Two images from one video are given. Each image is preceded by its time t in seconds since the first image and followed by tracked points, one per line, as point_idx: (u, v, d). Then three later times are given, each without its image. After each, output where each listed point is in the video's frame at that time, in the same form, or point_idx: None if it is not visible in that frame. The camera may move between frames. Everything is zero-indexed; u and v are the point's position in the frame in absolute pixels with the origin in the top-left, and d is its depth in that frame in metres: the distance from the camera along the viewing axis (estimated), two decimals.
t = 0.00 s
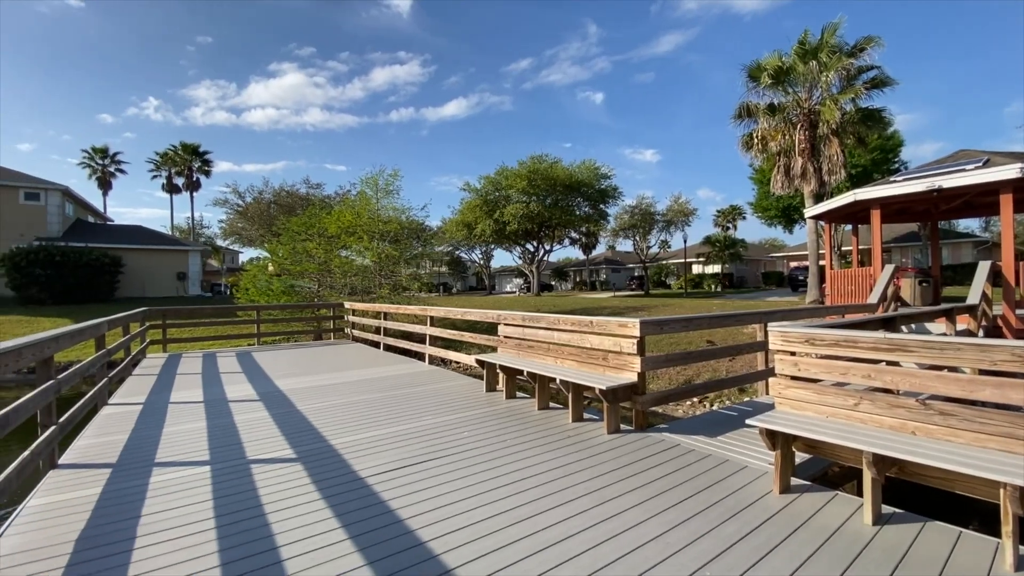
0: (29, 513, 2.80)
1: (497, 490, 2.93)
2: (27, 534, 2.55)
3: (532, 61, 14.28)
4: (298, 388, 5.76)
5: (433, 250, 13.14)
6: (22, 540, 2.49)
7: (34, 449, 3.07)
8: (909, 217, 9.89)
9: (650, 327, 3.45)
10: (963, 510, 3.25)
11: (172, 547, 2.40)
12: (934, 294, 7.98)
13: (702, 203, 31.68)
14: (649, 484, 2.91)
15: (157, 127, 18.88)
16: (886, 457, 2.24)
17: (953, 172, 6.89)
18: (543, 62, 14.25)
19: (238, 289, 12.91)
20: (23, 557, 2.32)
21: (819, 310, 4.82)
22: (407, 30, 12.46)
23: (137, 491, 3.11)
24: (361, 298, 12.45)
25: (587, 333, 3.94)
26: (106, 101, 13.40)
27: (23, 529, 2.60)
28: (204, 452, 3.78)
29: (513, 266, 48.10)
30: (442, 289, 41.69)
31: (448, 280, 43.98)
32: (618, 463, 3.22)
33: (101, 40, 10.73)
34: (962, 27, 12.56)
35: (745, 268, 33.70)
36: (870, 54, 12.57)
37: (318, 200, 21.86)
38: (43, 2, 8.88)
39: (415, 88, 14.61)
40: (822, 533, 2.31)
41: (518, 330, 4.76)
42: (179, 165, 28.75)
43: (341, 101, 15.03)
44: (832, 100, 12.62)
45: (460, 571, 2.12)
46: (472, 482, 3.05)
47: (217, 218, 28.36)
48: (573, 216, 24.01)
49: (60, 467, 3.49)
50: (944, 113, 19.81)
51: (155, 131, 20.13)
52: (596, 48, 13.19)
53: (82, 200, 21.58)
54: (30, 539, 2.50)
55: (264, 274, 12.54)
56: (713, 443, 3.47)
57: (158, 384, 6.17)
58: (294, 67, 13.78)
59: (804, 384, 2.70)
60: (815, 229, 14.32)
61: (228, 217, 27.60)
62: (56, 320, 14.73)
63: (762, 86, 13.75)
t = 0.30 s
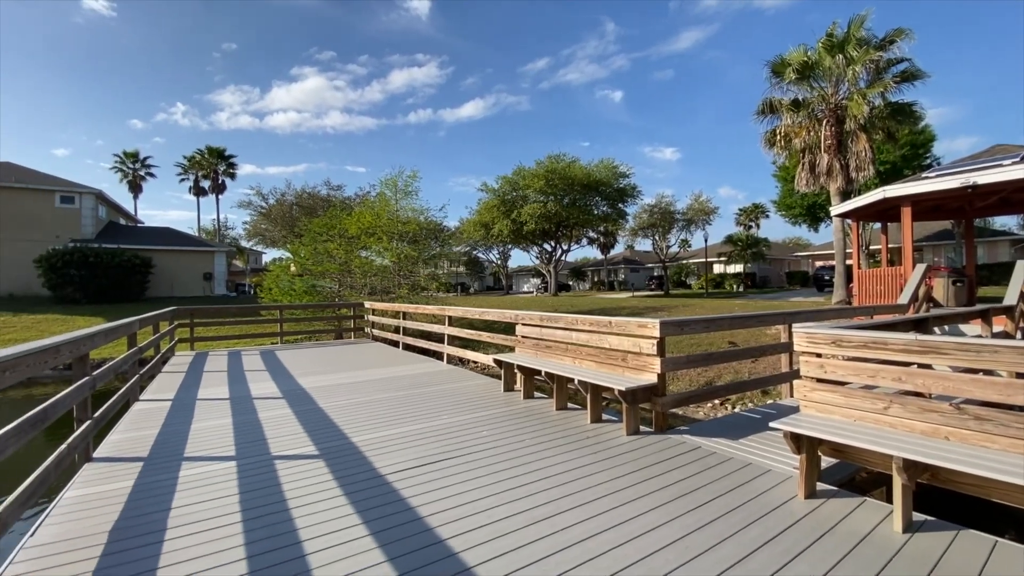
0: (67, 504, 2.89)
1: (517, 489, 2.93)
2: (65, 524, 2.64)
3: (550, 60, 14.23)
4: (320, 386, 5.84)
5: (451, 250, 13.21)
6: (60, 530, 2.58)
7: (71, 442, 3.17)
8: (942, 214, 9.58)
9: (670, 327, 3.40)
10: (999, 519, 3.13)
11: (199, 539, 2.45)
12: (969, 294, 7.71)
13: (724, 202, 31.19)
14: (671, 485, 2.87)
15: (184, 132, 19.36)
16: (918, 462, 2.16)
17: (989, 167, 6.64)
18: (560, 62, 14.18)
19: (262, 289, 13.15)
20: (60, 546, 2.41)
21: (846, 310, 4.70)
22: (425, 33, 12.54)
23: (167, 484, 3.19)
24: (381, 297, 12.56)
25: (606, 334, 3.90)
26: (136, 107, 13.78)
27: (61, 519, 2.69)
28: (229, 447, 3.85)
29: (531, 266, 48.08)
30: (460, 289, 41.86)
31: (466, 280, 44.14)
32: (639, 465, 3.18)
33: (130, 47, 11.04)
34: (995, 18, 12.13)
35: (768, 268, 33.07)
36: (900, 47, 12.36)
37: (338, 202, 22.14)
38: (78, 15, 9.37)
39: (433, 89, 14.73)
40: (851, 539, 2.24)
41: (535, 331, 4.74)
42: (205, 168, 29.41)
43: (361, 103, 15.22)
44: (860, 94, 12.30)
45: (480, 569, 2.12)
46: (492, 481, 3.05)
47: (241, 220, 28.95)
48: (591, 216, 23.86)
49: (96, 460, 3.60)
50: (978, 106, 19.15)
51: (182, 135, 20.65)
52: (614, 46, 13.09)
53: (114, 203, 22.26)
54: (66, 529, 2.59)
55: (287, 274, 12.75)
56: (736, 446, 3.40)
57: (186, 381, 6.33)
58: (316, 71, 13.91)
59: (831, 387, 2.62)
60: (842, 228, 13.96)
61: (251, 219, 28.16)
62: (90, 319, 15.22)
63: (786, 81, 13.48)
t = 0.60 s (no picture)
0: (99, 496, 2.98)
1: (535, 488, 2.92)
2: (97, 515, 2.72)
3: (565, 60, 14.18)
4: (339, 385, 5.90)
5: (467, 250, 13.25)
6: (92, 521, 2.65)
7: (103, 436, 3.25)
8: (974, 212, 9.27)
9: (690, 327, 3.35)
10: None
11: (224, 532, 2.50)
12: (1003, 295, 7.45)
13: (745, 200, 30.70)
14: (692, 487, 2.83)
15: (208, 135, 19.78)
16: (950, 468, 2.09)
17: None
18: (576, 61, 14.12)
19: (283, 289, 13.37)
20: (92, 537, 2.47)
21: (873, 311, 4.57)
22: (442, 34, 12.62)
23: (193, 478, 3.26)
24: (398, 297, 12.64)
25: (624, 334, 3.86)
26: (163, 112, 14.14)
27: (94, 511, 2.77)
28: (251, 443, 3.91)
29: (547, 266, 47.98)
30: (476, 288, 41.97)
31: (482, 280, 44.27)
32: (659, 466, 3.14)
33: (157, 52, 11.34)
34: None
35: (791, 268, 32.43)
36: (930, 39, 12.02)
37: (358, 203, 22.39)
38: (108, 22, 9.76)
39: (449, 90, 14.85)
40: (879, 545, 2.18)
41: (552, 331, 4.72)
42: (228, 171, 30.00)
43: (379, 105, 15.41)
44: (888, 89, 11.98)
45: (498, 568, 2.11)
46: (510, 480, 3.04)
47: (263, 221, 29.46)
48: (609, 216, 23.71)
49: (126, 454, 3.70)
50: (1013, 99, 18.52)
51: (206, 139, 21.09)
52: (631, 44, 13.00)
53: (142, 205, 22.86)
54: (98, 520, 2.66)
55: (307, 274, 12.94)
56: (758, 449, 3.34)
57: (211, 379, 6.45)
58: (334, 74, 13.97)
59: (857, 390, 2.55)
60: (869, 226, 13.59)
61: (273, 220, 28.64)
62: (119, 318, 15.65)
63: (810, 77, 13.20)
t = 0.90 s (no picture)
0: (130, 489, 3.06)
1: (554, 488, 2.90)
2: (128, 508, 2.79)
3: (582, 59, 14.10)
4: (359, 383, 5.96)
5: (484, 250, 13.28)
6: (123, 514, 2.72)
7: (133, 431, 3.34)
8: (1008, 209, 8.96)
9: (710, 328, 3.29)
10: None
11: (248, 527, 2.54)
12: None
13: (767, 198, 30.17)
14: (714, 490, 2.79)
15: (231, 139, 20.19)
16: (983, 475, 2.01)
17: None
18: (593, 59, 14.04)
19: (304, 288, 13.58)
20: (122, 529, 2.54)
21: (902, 313, 4.44)
22: (459, 35, 12.67)
23: (218, 472, 3.32)
24: (415, 297, 12.72)
25: (642, 335, 3.81)
26: (188, 117, 14.47)
27: (124, 504, 2.84)
28: (274, 440, 3.97)
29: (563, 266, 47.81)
30: (493, 288, 42.08)
31: (499, 281, 44.33)
32: (679, 468, 3.10)
33: (182, 58, 11.61)
34: None
35: (814, 267, 31.77)
36: (961, 31, 11.70)
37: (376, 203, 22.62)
38: (136, 29, 10.15)
39: (465, 91, 14.97)
40: (908, 552, 2.11)
41: (569, 331, 4.69)
42: (251, 173, 30.57)
43: (396, 108, 15.56)
44: (917, 83, 11.64)
45: (515, 568, 2.10)
46: (528, 480, 3.04)
47: (284, 222, 29.92)
48: (626, 215, 23.50)
49: (155, 449, 3.79)
50: None
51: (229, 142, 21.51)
52: (648, 42, 12.88)
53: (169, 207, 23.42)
54: (129, 513, 2.73)
55: (327, 274, 13.12)
56: (781, 452, 3.27)
57: (235, 377, 6.57)
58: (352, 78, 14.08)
59: (885, 394, 2.48)
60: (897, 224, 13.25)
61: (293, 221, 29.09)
62: (147, 317, 16.06)
63: (835, 72, 12.90)
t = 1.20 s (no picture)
0: (160, 483, 3.13)
1: (573, 489, 2.88)
2: (158, 501, 2.86)
3: (600, 57, 13.98)
4: (379, 382, 6.01)
5: (501, 250, 13.28)
6: (154, 506, 2.79)
7: (164, 426, 3.42)
8: None
9: (733, 330, 3.22)
10: None
11: (273, 521, 2.59)
12: None
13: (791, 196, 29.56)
14: (738, 494, 2.74)
15: (254, 142, 20.59)
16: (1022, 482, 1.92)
17: None
18: (611, 57, 13.94)
19: (326, 288, 13.79)
20: (155, 521, 2.61)
21: (935, 313, 4.29)
22: (477, 36, 12.70)
23: (242, 468, 3.38)
24: (434, 297, 12.79)
25: (662, 336, 3.75)
26: (214, 121, 14.80)
27: (156, 496, 2.91)
28: (296, 437, 4.02)
29: (581, 266, 47.57)
30: (511, 288, 42.07)
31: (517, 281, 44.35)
32: (702, 471, 3.05)
33: (208, 65, 11.89)
34: None
35: (841, 267, 31.00)
36: (997, 21, 11.45)
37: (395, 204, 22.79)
38: (165, 37, 10.47)
39: (483, 92, 15.06)
40: (942, 563, 2.03)
41: (587, 331, 4.65)
42: (274, 176, 31.12)
43: (415, 109, 15.69)
44: (951, 75, 11.26)
45: (534, 568, 2.09)
46: (548, 480, 3.02)
47: (305, 223, 30.38)
48: (645, 214, 23.26)
49: (184, 445, 3.88)
50: None
51: (253, 145, 21.94)
52: (667, 39, 12.73)
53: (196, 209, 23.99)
54: (159, 506, 2.80)
55: (348, 274, 13.28)
56: (807, 457, 3.18)
57: (259, 375, 6.69)
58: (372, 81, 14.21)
59: (916, 397, 2.40)
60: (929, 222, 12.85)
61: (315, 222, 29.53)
62: (175, 316, 16.47)
63: (863, 65, 12.58)
